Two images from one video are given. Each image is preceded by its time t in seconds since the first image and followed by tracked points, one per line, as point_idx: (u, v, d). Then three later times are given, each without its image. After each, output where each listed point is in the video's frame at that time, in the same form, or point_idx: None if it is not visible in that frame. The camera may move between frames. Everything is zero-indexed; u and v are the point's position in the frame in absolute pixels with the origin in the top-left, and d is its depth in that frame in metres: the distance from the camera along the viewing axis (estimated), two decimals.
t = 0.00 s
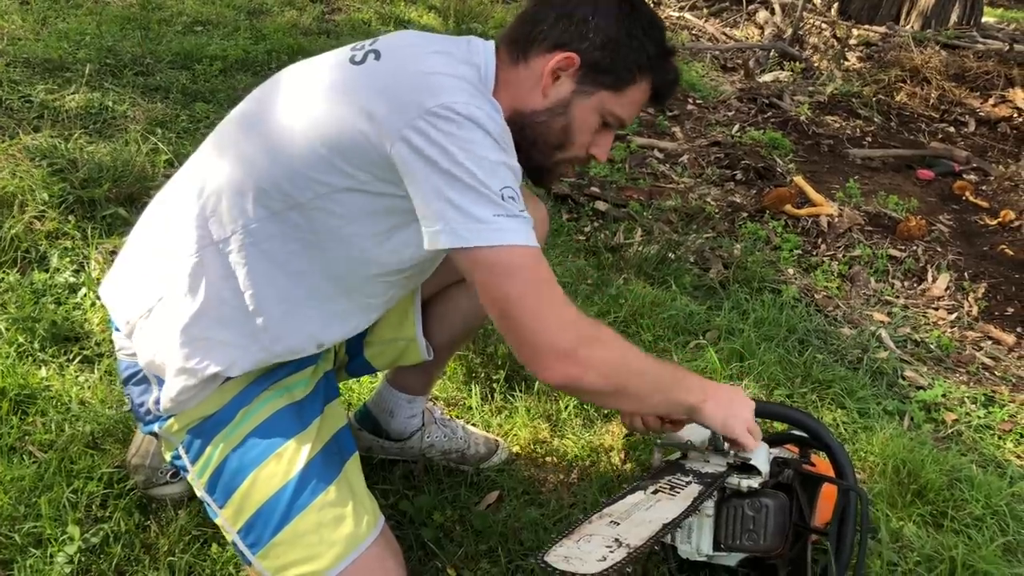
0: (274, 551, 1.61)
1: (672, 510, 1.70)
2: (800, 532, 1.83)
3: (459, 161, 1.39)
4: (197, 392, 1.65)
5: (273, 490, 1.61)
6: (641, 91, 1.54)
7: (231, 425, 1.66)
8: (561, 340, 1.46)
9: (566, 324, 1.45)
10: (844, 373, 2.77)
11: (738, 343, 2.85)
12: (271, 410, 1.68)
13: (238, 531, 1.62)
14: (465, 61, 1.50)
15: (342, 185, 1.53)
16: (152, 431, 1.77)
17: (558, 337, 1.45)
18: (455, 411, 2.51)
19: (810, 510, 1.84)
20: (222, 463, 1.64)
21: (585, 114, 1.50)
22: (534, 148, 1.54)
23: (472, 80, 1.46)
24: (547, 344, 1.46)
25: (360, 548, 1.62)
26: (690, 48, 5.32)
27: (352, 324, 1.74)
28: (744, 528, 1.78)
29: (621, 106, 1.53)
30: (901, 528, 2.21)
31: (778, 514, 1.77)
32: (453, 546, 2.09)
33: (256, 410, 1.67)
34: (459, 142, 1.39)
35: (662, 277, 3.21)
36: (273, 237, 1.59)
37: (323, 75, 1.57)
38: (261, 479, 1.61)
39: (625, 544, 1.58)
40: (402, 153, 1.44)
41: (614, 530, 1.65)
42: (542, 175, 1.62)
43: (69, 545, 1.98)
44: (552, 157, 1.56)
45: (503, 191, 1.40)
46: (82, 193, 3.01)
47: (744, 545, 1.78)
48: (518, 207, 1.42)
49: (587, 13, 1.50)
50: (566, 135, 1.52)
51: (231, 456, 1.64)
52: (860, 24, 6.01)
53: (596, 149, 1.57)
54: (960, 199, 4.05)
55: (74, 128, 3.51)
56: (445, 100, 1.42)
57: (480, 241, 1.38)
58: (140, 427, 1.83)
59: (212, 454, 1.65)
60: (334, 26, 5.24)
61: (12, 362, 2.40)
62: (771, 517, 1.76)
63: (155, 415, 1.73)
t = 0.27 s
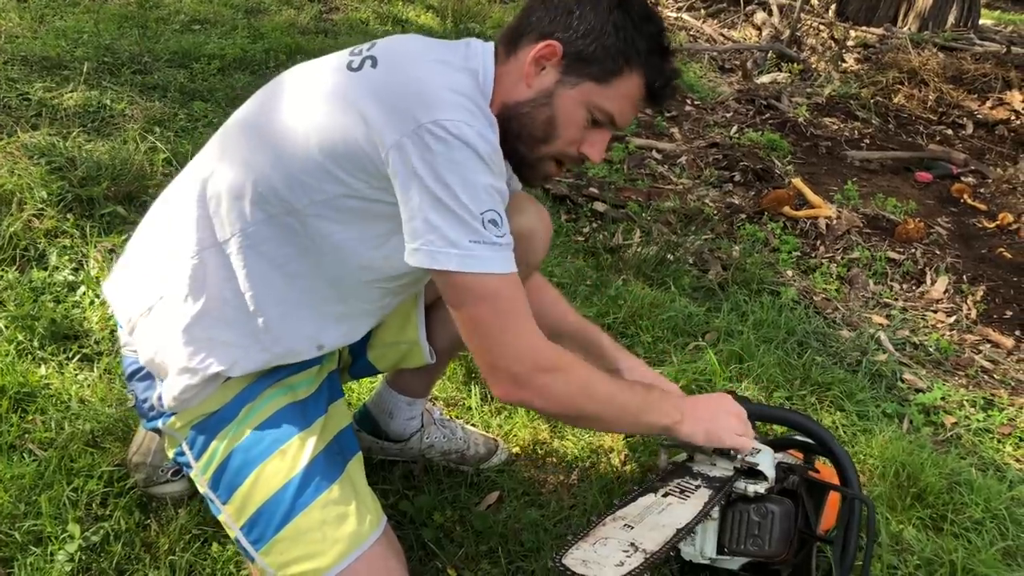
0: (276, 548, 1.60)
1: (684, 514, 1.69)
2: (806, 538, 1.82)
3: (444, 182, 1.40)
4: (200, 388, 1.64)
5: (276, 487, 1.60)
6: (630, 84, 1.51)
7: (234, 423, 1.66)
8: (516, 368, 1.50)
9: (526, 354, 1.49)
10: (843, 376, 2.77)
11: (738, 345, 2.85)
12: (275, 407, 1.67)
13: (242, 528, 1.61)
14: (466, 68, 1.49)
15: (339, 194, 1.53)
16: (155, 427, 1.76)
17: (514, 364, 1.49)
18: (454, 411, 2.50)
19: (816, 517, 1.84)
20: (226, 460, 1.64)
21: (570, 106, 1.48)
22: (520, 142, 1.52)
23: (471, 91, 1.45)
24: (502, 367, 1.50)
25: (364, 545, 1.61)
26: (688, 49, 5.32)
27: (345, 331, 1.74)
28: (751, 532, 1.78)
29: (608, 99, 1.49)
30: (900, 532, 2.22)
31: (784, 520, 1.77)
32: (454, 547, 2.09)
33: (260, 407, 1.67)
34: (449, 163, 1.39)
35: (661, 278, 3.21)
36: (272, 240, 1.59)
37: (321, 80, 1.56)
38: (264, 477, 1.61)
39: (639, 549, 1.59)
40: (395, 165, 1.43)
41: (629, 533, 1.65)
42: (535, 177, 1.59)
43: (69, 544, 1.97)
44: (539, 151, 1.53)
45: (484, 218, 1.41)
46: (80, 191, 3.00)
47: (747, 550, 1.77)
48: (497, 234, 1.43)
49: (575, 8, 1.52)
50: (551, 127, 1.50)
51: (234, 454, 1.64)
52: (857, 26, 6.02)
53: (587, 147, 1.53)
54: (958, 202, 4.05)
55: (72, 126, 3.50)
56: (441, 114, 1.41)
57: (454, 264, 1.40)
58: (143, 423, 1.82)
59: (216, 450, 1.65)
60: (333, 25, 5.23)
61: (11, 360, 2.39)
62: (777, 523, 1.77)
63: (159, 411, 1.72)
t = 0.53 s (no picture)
0: (276, 545, 1.59)
1: (684, 515, 1.69)
2: (803, 540, 1.82)
3: (454, 204, 1.42)
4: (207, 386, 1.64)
5: (277, 485, 1.60)
6: (638, 96, 1.50)
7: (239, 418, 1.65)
8: (504, 388, 1.54)
9: (514, 375, 1.52)
10: (841, 378, 2.77)
11: (736, 347, 2.85)
12: (280, 404, 1.67)
13: (243, 524, 1.61)
14: (482, 85, 1.50)
15: (351, 207, 1.54)
16: (157, 421, 1.76)
17: (501, 385, 1.54)
18: (452, 411, 2.50)
19: (814, 519, 1.84)
20: (229, 455, 1.63)
21: (577, 117, 1.48)
22: (527, 149, 1.53)
23: (487, 109, 1.46)
24: (490, 387, 1.55)
25: (364, 544, 1.62)
26: (687, 52, 5.32)
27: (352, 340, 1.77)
28: (749, 534, 1.78)
29: (615, 110, 1.49)
30: (897, 534, 2.22)
31: (782, 522, 1.77)
32: (451, 547, 2.09)
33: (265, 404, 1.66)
34: (461, 184, 1.41)
35: (659, 280, 3.21)
36: (282, 246, 1.60)
37: (338, 92, 1.57)
38: (267, 473, 1.60)
39: (639, 549, 1.60)
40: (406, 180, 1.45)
41: (628, 533, 1.66)
42: (544, 184, 1.60)
43: (66, 543, 1.97)
44: (546, 159, 1.54)
45: (489, 242, 1.44)
46: (78, 190, 2.99)
47: (746, 551, 1.78)
48: (502, 258, 1.45)
49: (585, 16, 1.51)
50: (557, 136, 1.50)
51: (238, 449, 1.63)
52: (856, 29, 6.02)
53: (593, 156, 1.53)
54: (956, 205, 4.06)
55: (70, 124, 3.50)
56: (457, 133, 1.42)
57: (457, 285, 1.43)
58: (144, 417, 1.82)
59: (220, 444, 1.65)
60: (332, 25, 5.23)
61: (8, 359, 2.39)
62: (776, 525, 1.77)
63: (164, 406, 1.72)
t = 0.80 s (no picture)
0: (286, 534, 1.67)
1: (677, 515, 1.70)
2: (799, 539, 1.83)
3: (482, 227, 1.44)
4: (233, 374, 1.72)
5: (293, 477, 1.68)
6: (682, 121, 1.51)
7: (262, 405, 1.73)
8: (492, 407, 1.58)
9: (503, 395, 1.56)
10: (838, 378, 2.77)
11: (732, 347, 2.85)
12: (302, 396, 1.75)
13: (256, 510, 1.69)
14: (533, 108, 1.51)
15: (389, 218, 1.57)
16: (175, 400, 1.82)
17: (488, 405, 1.58)
18: (449, 410, 2.50)
19: (809, 518, 1.84)
20: (250, 440, 1.71)
21: (621, 138, 1.50)
22: (568, 165, 1.55)
23: (534, 134, 1.47)
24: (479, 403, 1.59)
25: (370, 543, 1.70)
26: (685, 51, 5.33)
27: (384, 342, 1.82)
28: (744, 534, 1.79)
29: (658, 133, 1.50)
30: (892, 534, 2.23)
31: (777, 521, 1.77)
32: (447, 547, 2.10)
33: (289, 393, 1.74)
34: (495, 208, 1.43)
35: (656, 280, 3.21)
36: (315, 250, 1.64)
37: (390, 103, 1.58)
38: (286, 463, 1.68)
39: (632, 549, 1.61)
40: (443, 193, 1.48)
41: (620, 533, 1.67)
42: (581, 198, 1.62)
43: (62, 543, 1.98)
44: (586, 175, 1.55)
45: (509, 267, 1.47)
46: (75, 189, 2.99)
47: (741, 551, 1.79)
48: (517, 284, 1.48)
49: (635, 38, 1.52)
50: (599, 154, 1.52)
51: (259, 435, 1.71)
52: (854, 29, 6.03)
53: (633, 175, 1.54)
54: (953, 205, 4.06)
55: (67, 124, 3.50)
56: (500, 156, 1.44)
57: (471, 305, 1.46)
58: (158, 394, 1.87)
59: (242, 428, 1.72)
60: (329, 25, 5.23)
61: (5, 358, 2.39)
62: (770, 524, 1.77)
63: (185, 386, 1.79)
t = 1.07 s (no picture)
0: (305, 522, 1.76)
1: (669, 513, 1.69)
2: (794, 540, 1.83)
3: (520, 237, 1.47)
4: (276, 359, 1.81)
5: (319, 468, 1.78)
6: (741, 160, 1.56)
7: (299, 392, 1.83)
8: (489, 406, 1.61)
9: (499, 394, 1.59)
10: (836, 378, 2.77)
11: (731, 347, 2.85)
12: (337, 388, 1.83)
13: (280, 495, 1.79)
14: (585, 124, 1.55)
15: (435, 221, 1.59)
16: (212, 379, 1.93)
17: (487, 405, 1.61)
18: (448, 410, 2.50)
19: (805, 520, 1.84)
20: (283, 426, 1.82)
21: (679, 170, 1.55)
22: (622, 188, 1.60)
23: (585, 149, 1.51)
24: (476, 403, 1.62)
25: (383, 542, 1.78)
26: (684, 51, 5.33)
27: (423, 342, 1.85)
28: (739, 534, 1.78)
29: (716, 171, 1.55)
30: (890, 534, 2.23)
31: (773, 521, 1.76)
32: (445, 547, 2.11)
33: (325, 384, 1.83)
34: (537, 217, 1.46)
35: (655, 280, 3.22)
36: (359, 248, 1.67)
37: (446, 108, 1.60)
38: (314, 453, 1.79)
39: (619, 545, 1.58)
40: (489, 197, 1.51)
41: (609, 530, 1.65)
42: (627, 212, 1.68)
43: (60, 542, 1.98)
44: (639, 198, 1.62)
45: (540, 279, 1.49)
46: (73, 188, 2.99)
47: (736, 550, 1.78)
48: (544, 297, 1.51)
49: (704, 77, 1.51)
50: (655, 182, 1.58)
51: (290, 423, 1.82)
52: (852, 29, 6.03)
53: (685, 199, 1.62)
54: (951, 205, 4.07)
55: (66, 122, 3.49)
56: (550, 166, 1.47)
57: (500, 312, 1.49)
58: (198, 369, 1.97)
59: (278, 413, 1.83)
60: (328, 23, 5.23)
61: (3, 357, 2.39)
62: (766, 524, 1.76)
63: (223, 366, 1.89)
